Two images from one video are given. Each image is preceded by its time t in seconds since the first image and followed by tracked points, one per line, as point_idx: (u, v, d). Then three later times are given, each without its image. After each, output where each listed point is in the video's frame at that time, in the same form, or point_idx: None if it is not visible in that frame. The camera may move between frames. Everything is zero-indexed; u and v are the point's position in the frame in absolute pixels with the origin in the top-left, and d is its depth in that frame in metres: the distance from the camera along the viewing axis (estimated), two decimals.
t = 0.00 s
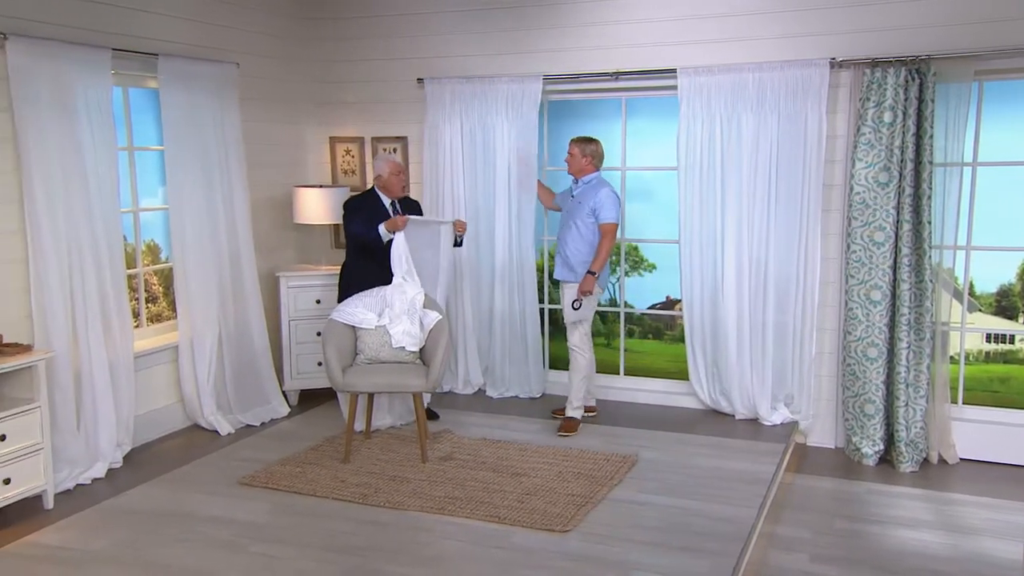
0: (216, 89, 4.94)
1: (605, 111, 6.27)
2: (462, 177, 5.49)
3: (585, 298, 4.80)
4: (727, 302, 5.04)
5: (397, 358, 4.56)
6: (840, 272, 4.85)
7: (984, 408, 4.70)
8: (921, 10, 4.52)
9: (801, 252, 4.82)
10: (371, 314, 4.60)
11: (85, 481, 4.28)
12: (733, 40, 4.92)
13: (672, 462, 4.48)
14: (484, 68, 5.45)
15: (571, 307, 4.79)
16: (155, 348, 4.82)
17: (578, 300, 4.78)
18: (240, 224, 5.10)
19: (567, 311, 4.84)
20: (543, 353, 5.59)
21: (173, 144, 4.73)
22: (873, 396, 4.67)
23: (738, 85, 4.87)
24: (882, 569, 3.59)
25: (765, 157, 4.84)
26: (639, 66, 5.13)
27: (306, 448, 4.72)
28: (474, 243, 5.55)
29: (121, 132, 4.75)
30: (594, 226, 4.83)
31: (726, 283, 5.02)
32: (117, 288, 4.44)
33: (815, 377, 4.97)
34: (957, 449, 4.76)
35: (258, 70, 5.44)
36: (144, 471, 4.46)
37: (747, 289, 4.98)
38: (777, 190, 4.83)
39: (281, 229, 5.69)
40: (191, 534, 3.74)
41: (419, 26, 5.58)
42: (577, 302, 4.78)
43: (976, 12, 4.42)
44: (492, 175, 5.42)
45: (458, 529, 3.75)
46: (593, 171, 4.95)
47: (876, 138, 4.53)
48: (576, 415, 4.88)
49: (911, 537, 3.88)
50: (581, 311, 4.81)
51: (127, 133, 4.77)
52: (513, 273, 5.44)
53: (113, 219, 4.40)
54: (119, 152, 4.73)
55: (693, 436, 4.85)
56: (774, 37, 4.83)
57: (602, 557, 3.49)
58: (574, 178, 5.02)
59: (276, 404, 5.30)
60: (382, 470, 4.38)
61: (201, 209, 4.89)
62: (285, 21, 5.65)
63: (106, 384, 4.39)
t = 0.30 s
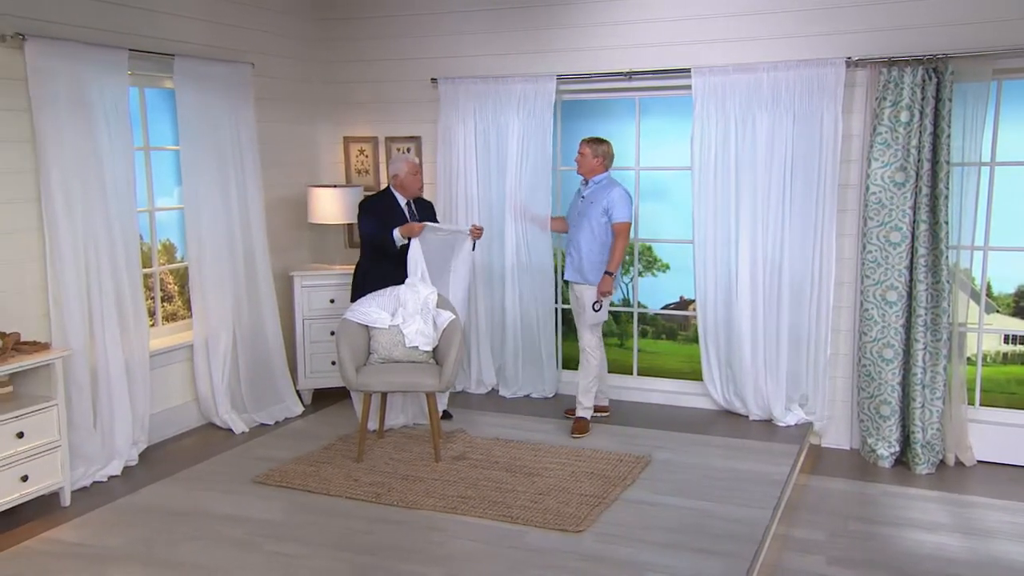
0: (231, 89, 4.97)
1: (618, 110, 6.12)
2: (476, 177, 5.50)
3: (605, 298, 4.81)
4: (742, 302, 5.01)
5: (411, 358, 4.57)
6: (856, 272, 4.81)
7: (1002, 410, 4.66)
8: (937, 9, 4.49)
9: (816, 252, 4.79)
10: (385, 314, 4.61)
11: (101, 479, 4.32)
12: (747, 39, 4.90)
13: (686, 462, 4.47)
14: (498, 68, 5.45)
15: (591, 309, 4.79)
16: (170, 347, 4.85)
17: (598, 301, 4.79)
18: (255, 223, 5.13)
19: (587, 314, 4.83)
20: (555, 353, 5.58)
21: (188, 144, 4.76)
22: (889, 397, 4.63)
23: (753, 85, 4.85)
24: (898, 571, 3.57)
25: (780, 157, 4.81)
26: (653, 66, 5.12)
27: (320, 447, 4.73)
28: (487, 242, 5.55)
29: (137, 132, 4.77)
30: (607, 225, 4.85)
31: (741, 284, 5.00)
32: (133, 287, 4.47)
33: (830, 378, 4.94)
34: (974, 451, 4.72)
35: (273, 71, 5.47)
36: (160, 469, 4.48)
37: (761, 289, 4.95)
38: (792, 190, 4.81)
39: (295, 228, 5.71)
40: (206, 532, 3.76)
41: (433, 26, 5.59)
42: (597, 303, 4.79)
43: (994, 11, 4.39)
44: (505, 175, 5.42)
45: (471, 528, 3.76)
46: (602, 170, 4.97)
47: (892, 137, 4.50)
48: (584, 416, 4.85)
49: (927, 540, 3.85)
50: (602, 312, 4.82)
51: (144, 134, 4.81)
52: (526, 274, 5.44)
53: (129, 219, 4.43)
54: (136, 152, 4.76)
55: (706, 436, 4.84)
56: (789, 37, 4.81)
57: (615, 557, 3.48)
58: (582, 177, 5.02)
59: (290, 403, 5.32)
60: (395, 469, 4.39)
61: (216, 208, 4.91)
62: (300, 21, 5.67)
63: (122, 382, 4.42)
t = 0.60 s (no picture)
0: (245, 89, 5.00)
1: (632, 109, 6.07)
2: (488, 177, 5.50)
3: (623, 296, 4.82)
4: (755, 303, 4.99)
5: (423, 357, 4.57)
6: (871, 272, 4.78)
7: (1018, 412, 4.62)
8: (953, 7, 4.46)
9: (831, 253, 4.76)
10: (398, 313, 4.62)
11: (116, 477, 4.34)
12: (762, 39, 4.88)
13: (699, 463, 4.45)
14: (512, 68, 5.45)
15: (611, 307, 4.79)
16: (185, 345, 4.88)
17: (618, 300, 4.80)
18: (269, 223, 5.15)
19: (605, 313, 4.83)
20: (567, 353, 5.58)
21: (203, 144, 4.78)
22: (904, 399, 4.60)
23: (767, 84, 4.83)
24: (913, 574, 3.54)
25: (794, 156, 4.79)
26: (667, 66, 5.10)
27: (333, 446, 4.74)
28: (500, 242, 5.55)
29: (152, 133, 4.80)
30: (620, 223, 4.85)
31: (755, 284, 4.97)
32: (148, 287, 4.50)
33: (845, 379, 4.91)
34: (991, 453, 4.68)
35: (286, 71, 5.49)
36: (174, 467, 4.51)
37: (775, 290, 4.93)
38: (806, 190, 4.78)
39: (309, 228, 5.73)
40: (220, 530, 3.78)
41: (447, 26, 5.60)
42: (616, 301, 4.80)
43: (1011, 9, 4.34)
44: (518, 175, 5.42)
45: (484, 528, 3.76)
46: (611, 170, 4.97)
47: (909, 136, 4.47)
48: (593, 416, 4.85)
49: (943, 542, 3.82)
50: (620, 311, 4.83)
51: (159, 134, 4.84)
52: (539, 273, 5.44)
53: (145, 219, 4.46)
54: (151, 152, 4.79)
55: (720, 437, 4.82)
56: (803, 36, 4.79)
57: (627, 558, 3.47)
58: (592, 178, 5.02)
59: (304, 401, 5.34)
60: (408, 469, 4.40)
61: (231, 208, 4.94)
62: (314, 22, 5.69)
63: (137, 381, 4.45)
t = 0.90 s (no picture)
0: (258, 89, 5.02)
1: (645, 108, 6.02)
2: (500, 177, 5.50)
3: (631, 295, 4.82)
4: (768, 303, 4.97)
5: (435, 357, 4.58)
6: (885, 273, 4.75)
7: None
8: (968, 6, 4.43)
9: (844, 253, 4.74)
10: (410, 313, 4.62)
11: (130, 475, 4.37)
12: (776, 38, 4.86)
13: (711, 464, 4.43)
14: (524, 67, 5.45)
15: (618, 305, 4.79)
16: (198, 345, 4.90)
17: (626, 298, 4.79)
18: (282, 222, 5.17)
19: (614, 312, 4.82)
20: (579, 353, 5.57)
21: (217, 144, 4.80)
22: (919, 400, 4.57)
23: (781, 83, 4.80)
24: None
25: (807, 156, 4.76)
26: (679, 65, 5.09)
27: (344, 446, 4.75)
28: (511, 242, 5.55)
29: (166, 133, 4.83)
30: (630, 222, 4.84)
31: (767, 285, 4.95)
32: (162, 286, 4.52)
33: (858, 380, 4.88)
34: (1007, 456, 4.63)
35: (299, 71, 5.50)
36: (187, 465, 4.53)
37: (788, 290, 4.91)
38: (820, 190, 4.76)
39: (321, 227, 5.75)
40: (232, 529, 3.79)
41: (459, 26, 5.60)
42: (624, 299, 4.80)
43: None
44: (530, 174, 5.41)
45: (495, 528, 3.76)
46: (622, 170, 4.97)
47: (924, 136, 4.43)
48: (605, 416, 4.83)
49: (958, 545, 3.79)
50: (628, 309, 4.82)
51: (173, 134, 4.86)
52: (550, 273, 5.43)
53: (159, 219, 4.48)
54: (165, 152, 4.82)
55: (732, 438, 4.80)
56: (817, 36, 4.77)
57: (639, 559, 3.46)
58: (602, 178, 5.02)
59: (316, 401, 5.36)
60: (419, 468, 4.40)
61: (244, 209, 4.96)
62: (327, 22, 5.71)
63: (151, 380, 4.47)
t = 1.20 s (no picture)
0: (272, 90, 5.04)
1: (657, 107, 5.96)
2: (513, 176, 5.50)
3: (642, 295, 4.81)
4: (782, 304, 4.94)
5: (447, 357, 4.59)
6: (900, 274, 4.72)
7: None
8: (984, 5, 4.39)
9: (859, 253, 4.71)
10: (422, 313, 4.63)
11: (144, 473, 4.39)
12: (789, 38, 4.84)
13: (723, 465, 4.42)
14: (537, 67, 5.45)
15: (629, 306, 4.79)
16: (211, 344, 4.92)
17: (635, 298, 4.78)
18: (295, 222, 5.19)
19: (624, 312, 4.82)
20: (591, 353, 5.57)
21: (230, 144, 4.83)
22: (934, 402, 4.54)
23: (794, 83, 4.78)
24: None
25: (822, 156, 4.74)
26: (692, 65, 5.07)
27: (357, 445, 4.77)
28: (523, 241, 5.55)
29: (181, 133, 4.86)
30: (642, 223, 4.84)
31: (781, 285, 4.93)
32: (176, 285, 4.55)
33: (872, 382, 4.85)
34: None
35: (312, 71, 5.52)
36: (201, 464, 4.55)
37: (802, 291, 4.88)
38: (834, 190, 4.73)
39: (334, 227, 5.76)
40: (246, 527, 3.81)
41: (472, 26, 5.61)
42: (635, 300, 4.79)
43: None
44: (541, 173, 5.41)
45: (506, 528, 3.76)
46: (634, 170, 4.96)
47: (939, 135, 4.40)
48: (617, 416, 4.82)
49: (974, 549, 3.76)
50: (638, 309, 4.82)
51: (187, 134, 4.89)
52: (562, 274, 5.43)
53: (173, 219, 4.50)
54: (180, 152, 4.85)
55: (745, 440, 4.78)
56: (831, 36, 4.74)
57: (651, 559, 3.45)
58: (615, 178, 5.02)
59: (328, 400, 5.37)
60: (431, 468, 4.41)
61: (258, 209, 4.98)
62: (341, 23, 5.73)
63: (165, 379, 4.50)
